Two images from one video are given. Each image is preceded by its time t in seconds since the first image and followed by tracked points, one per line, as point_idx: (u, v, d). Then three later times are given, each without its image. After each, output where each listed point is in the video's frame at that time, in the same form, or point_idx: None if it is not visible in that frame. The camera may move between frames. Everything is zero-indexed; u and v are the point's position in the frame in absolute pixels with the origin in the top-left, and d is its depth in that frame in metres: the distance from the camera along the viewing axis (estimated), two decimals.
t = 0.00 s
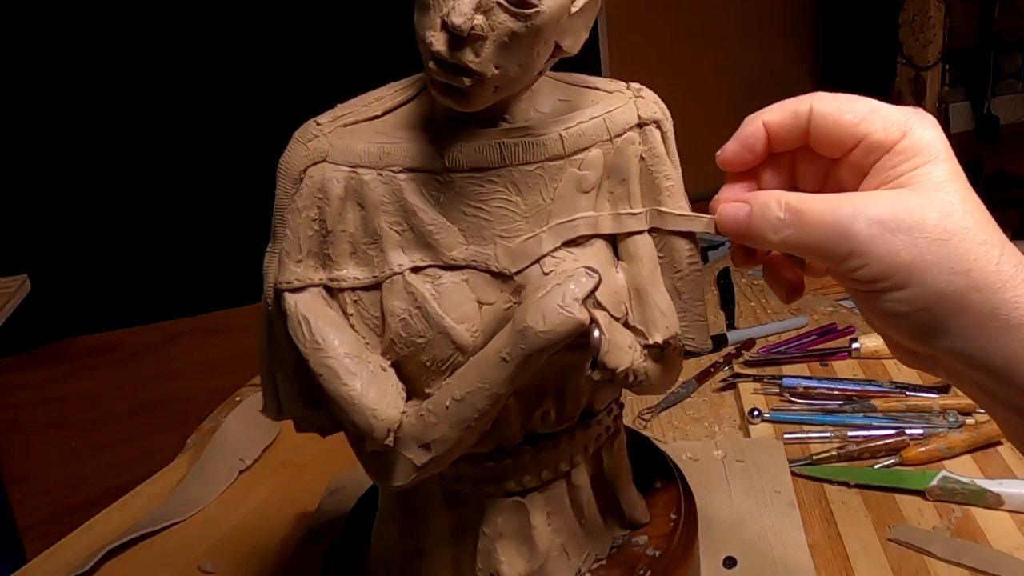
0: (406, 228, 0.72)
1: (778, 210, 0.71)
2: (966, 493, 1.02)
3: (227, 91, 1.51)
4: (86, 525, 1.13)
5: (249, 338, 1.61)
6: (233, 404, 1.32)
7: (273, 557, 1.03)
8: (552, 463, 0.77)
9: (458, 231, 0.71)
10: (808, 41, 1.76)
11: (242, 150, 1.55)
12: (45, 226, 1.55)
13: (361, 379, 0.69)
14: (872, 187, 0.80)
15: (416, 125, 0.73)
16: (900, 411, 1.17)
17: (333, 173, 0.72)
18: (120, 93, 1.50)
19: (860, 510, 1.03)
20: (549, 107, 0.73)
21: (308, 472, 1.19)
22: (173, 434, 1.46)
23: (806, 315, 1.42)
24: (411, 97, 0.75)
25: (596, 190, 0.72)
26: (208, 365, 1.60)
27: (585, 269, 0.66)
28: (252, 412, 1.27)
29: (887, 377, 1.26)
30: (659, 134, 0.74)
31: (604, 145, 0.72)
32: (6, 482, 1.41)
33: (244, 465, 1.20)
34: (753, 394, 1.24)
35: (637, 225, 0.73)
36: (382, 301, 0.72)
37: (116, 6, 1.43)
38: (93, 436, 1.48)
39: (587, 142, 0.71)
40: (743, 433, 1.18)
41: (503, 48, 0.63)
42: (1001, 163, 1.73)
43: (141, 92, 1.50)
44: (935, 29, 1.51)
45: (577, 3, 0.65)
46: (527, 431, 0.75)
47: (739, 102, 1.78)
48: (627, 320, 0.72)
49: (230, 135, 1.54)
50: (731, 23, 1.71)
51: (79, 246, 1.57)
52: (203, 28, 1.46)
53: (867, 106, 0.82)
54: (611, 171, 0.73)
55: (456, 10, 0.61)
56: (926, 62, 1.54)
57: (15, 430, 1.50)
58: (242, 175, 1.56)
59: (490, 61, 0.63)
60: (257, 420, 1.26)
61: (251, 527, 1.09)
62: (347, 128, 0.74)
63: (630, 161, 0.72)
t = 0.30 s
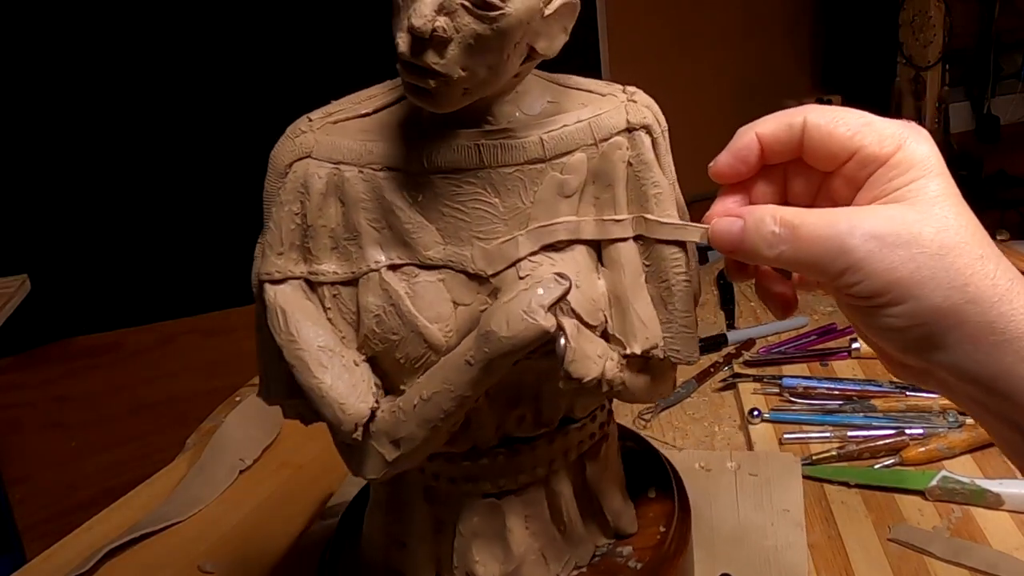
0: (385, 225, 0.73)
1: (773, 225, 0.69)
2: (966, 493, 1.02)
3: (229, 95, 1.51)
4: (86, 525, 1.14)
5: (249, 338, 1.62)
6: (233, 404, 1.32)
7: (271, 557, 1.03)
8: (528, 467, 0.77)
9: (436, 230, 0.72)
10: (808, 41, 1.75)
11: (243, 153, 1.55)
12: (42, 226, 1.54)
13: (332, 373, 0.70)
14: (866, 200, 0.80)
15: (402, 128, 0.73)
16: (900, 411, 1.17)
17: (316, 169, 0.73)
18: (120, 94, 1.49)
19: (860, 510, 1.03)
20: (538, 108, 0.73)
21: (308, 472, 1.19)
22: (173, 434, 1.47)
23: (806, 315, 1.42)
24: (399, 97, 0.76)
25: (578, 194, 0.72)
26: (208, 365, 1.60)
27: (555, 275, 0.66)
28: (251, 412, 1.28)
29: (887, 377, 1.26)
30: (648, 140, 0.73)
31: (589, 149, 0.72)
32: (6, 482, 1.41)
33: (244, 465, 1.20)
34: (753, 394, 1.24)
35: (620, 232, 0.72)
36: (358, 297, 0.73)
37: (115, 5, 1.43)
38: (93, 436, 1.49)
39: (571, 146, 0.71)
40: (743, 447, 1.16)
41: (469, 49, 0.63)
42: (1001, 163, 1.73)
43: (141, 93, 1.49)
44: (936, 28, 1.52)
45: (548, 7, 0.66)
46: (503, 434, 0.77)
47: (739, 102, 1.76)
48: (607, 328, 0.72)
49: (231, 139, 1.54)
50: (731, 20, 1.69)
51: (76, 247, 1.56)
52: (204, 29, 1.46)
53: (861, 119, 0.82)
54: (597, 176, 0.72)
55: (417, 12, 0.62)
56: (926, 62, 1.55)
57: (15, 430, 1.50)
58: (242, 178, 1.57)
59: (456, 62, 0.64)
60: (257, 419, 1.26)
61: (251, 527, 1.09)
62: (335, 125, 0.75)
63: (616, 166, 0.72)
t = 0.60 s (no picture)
0: (365, 222, 0.74)
1: (763, 232, 0.70)
2: (966, 493, 1.02)
3: (216, 93, 1.50)
4: (86, 525, 1.14)
5: (249, 338, 1.62)
6: (234, 404, 1.33)
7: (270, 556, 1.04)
8: (504, 468, 0.78)
9: (415, 228, 0.73)
10: (808, 41, 1.74)
11: (235, 152, 1.54)
12: (38, 226, 1.54)
13: (306, 364, 0.72)
14: (859, 206, 0.80)
15: (388, 129, 0.75)
16: (899, 411, 1.18)
17: (302, 164, 0.76)
18: (111, 94, 1.49)
19: (860, 510, 1.04)
20: (527, 110, 0.74)
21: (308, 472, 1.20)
22: (173, 434, 1.47)
23: (806, 316, 1.42)
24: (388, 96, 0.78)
25: (558, 199, 0.72)
26: (208, 365, 1.61)
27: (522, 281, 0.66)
28: (251, 412, 1.28)
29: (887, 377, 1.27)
30: (634, 146, 0.73)
31: (571, 153, 0.72)
32: (6, 482, 1.42)
33: (243, 465, 1.21)
34: (753, 394, 1.24)
35: (602, 239, 0.72)
36: (338, 292, 0.75)
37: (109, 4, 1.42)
38: (93, 435, 1.49)
39: (552, 150, 0.72)
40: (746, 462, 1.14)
41: (434, 51, 0.64)
42: (1002, 163, 1.74)
43: (133, 93, 1.49)
44: (935, 29, 1.52)
45: (518, 9, 0.66)
46: (478, 436, 0.77)
47: (739, 101, 1.75)
48: (583, 335, 0.73)
49: (221, 140, 1.54)
50: (730, 17, 1.68)
51: (70, 247, 1.56)
52: (192, 27, 1.45)
53: (853, 122, 0.82)
54: (579, 181, 0.73)
55: (379, 14, 0.64)
56: (926, 62, 1.54)
57: (15, 430, 1.51)
58: (236, 178, 1.57)
59: (421, 64, 0.64)
60: (258, 419, 1.27)
61: (251, 527, 1.10)
62: (326, 121, 0.78)
63: (599, 171, 0.72)
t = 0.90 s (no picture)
0: (348, 217, 0.76)
1: (747, 244, 0.71)
2: (966, 493, 1.03)
3: (217, 95, 1.46)
4: (86, 525, 1.15)
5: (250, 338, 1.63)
6: (233, 404, 1.33)
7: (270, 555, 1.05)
8: (476, 469, 0.79)
9: (395, 226, 0.75)
10: (808, 41, 1.72)
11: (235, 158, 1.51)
12: (37, 227, 1.53)
13: (285, 353, 0.75)
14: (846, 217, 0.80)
15: (373, 128, 0.76)
16: (900, 411, 1.18)
17: (292, 158, 0.78)
18: (113, 93, 1.45)
19: (860, 510, 1.04)
20: (512, 113, 0.75)
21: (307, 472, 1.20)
22: (173, 434, 1.48)
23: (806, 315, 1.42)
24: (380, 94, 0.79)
25: (535, 203, 0.73)
26: (209, 365, 1.61)
27: (487, 285, 0.67)
28: (252, 412, 1.29)
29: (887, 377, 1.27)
30: (616, 153, 0.73)
31: (550, 157, 0.73)
32: (6, 482, 1.43)
33: (243, 465, 1.22)
34: (754, 394, 1.24)
35: (579, 246, 0.72)
36: (321, 284, 0.77)
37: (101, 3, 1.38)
38: (93, 436, 1.50)
39: (530, 154, 0.73)
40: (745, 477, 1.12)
41: (397, 52, 0.66)
42: (1002, 163, 1.74)
43: (134, 92, 1.45)
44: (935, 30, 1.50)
45: (485, 11, 0.67)
46: (453, 435, 0.78)
47: (737, 102, 1.73)
48: (556, 342, 0.74)
49: (223, 140, 1.49)
50: (732, 16, 1.66)
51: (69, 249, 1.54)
52: (190, 26, 1.40)
53: (841, 132, 0.82)
54: (559, 186, 0.73)
55: (341, 16, 0.66)
56: (926, 62, 1.54)
57: (16, 430, 1.52)
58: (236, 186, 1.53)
59: (385, 65, 0.66)
60: (258, 419, 1.28)
61: (250, 527, 1.11)
62: (321, 117, 0.80)
63: (577, 177, 0.72)
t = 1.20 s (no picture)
0: (345, 216, 0.76)
1: (731, 250, 0.70)
2: (966, 493, 1.03)
3: (215, 95, 1.46)
4: (86, 524, 1.15)
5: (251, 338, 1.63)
6: (233, 404, 1.33)
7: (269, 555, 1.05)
8: (472, 468, 0.79)
9: (392, 225, 0.75)
10: (808, 41, 1.71)
11: (235, 158, 1.50)
12: (37, 226, 1.52)
13: (282, 352, 0.75)
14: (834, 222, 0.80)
15: (370, 128, 0.76)
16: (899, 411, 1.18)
17: (291, 157, 0.78)
18: (112, 93, 1.45)
19: (860, 510, 1.04)
20: (509, 113, 0.75)
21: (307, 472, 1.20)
22: (173, 434, 1.49)
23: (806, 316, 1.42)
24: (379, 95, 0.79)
25: (532, 204, 0.73)
26: (209, 365, 1.62)
27: (482, 286, 0.67)
28: (252, 412, 1.29)
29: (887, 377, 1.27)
30: (613, 153, 0.72)
31: (547, 158, 0.73)
32: (6, 482, 1.43)
33: (243, 465, 1.22)
34: (753, 394, 1.24)
35: (575, 247, 0.73)
36: (319, 284, 0.77)
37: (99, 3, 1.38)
38: (94, 435, 1.50)
39: (526, 154, 0.73)
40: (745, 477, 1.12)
41: (392, 52, 0.66)
42: (1002, 163, 1.75)
43: (133, 92, 1.45)
44: (935, 30, 1.51)
45: (481, 12, 0.67)
46: (449, 435, 0.78)
47: (737, 102, 1.73)
48: (551, 343, 0.73)
49: (220, 142, 1.49)
50: (732, 16, 1.65)
51: (69, 248, 1.54)
52: (189, 25, 1.40)
53: (827, 137, 0.82)
54: (556, 186, 0.73)
55: (336, 16, 0.66)
56: (926, 62, 1.55)
57: (16, 430, 1.52)
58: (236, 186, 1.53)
59: (380, 64, 0.66)
60: (258, 419, 1.28)
61: (249, 526, 1.11)
62: (321, 116, 0.80)
63: (574, 178, 0.72)
